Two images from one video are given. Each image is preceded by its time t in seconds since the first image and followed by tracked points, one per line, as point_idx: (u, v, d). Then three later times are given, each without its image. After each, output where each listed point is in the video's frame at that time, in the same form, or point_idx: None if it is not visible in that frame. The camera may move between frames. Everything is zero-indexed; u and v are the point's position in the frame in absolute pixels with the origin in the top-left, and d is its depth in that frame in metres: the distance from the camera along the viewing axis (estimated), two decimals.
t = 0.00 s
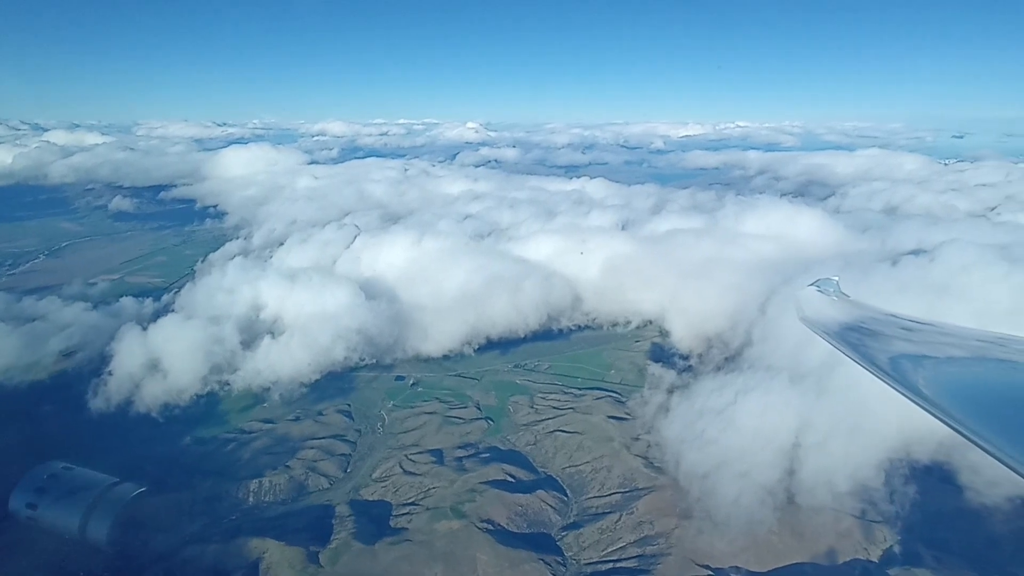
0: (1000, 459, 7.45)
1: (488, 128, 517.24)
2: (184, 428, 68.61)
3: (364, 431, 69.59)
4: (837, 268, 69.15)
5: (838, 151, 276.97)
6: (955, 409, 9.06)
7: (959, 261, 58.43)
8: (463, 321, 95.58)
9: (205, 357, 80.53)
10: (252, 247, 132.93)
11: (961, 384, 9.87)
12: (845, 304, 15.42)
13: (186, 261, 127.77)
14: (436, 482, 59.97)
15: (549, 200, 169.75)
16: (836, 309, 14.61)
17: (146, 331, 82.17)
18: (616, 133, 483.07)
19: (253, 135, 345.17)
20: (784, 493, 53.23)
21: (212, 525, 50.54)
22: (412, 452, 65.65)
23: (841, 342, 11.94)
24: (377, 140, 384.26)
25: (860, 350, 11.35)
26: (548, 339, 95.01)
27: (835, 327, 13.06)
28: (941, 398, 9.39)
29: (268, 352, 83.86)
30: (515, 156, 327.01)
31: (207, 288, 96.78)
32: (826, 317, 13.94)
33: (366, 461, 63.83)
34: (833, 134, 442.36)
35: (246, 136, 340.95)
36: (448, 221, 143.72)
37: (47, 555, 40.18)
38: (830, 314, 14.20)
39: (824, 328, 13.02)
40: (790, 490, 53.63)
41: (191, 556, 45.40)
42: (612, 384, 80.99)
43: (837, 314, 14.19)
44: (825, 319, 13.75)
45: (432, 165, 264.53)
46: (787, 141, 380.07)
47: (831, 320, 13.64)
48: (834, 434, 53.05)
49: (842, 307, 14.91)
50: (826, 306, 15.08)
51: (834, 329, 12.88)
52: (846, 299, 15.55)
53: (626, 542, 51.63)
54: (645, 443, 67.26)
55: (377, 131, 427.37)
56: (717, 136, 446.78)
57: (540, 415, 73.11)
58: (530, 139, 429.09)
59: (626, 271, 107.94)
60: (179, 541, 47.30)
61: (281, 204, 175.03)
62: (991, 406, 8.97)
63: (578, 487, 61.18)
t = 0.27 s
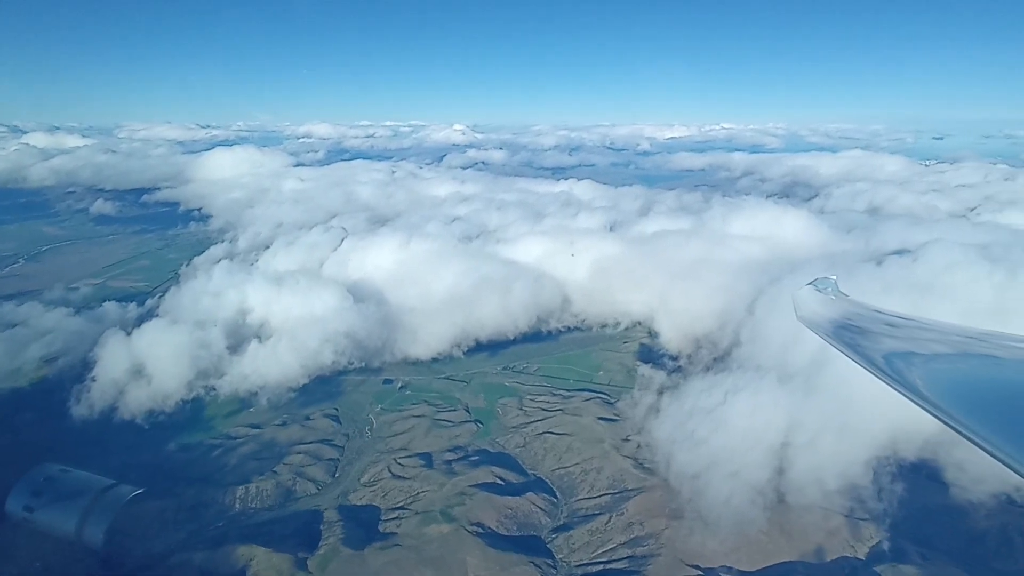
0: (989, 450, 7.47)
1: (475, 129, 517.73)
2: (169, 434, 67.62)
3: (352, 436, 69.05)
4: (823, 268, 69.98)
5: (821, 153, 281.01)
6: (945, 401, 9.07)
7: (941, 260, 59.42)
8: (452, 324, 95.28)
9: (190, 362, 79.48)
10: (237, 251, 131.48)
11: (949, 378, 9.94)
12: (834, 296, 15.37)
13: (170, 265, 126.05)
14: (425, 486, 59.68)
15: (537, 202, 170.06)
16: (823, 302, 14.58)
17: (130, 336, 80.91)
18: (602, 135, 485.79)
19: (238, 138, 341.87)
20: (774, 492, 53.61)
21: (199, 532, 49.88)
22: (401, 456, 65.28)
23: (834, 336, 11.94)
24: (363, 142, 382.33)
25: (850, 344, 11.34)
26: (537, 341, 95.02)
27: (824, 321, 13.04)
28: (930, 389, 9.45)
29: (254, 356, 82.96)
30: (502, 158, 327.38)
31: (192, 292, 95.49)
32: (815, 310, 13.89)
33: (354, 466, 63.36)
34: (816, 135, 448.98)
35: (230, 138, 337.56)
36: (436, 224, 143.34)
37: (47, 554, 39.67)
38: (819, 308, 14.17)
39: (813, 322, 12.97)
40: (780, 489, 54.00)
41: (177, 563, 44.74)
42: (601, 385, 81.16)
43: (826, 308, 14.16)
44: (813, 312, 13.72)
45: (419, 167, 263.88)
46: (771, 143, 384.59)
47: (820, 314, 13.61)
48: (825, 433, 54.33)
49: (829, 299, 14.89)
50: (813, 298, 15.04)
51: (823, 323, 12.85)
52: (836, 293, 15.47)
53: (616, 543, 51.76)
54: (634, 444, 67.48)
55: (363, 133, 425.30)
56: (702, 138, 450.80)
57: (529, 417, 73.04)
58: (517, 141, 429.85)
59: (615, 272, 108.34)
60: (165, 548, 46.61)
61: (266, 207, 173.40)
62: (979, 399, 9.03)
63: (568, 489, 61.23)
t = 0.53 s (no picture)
0: (987, 449, 7.46)
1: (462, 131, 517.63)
2: (153, 441, 66.66)
3: (340, 440, 68.51)
4: (810, 269, 70.71)
5: (805, 154, 284.60)
6: (939, 399, 9.08)
7: (925, 260, 60.30)
8: (441, 327, 94.91)
9: (175, 368, 78.45)
10: (223, 255, 129.94)
11: (939, 376, 9.99)
12: (820, 291, 15.44)
13: (154, 270, 124.37)
14: (414, 491, 59.39)
15: (525, 204, 170.12)
16: (811, 298, 14.60)
17: (113, 341, 79.62)
18: (590, 137, 487.94)
19: (222, 141, 338.40)
20: (765, 492, 53.98)
21: (184, 539, 49.21)
22: (389, 460, 64.92)
23: (824, 333, 11.94)
24: (349, 145, 379.99)
25: (841, 341, 11.34)
26: (527, 343, 94.99)
27: (813, 317, 13.04)
28: (923, 388, 9.46)
29: (241, 361, 82.05)
30: (489, 160, 327.50)
31: (177, 297, 94.19)
32: (803, 306, 13.90)
33: (343, 471, 62.89)
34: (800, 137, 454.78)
35: (215, 141, 334.03)
36: (424, 227, 142.87)
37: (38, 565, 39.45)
38: (807, 303, 14.18)
39: (803, 318, 12.95)
40: (771, 489, 54.42)
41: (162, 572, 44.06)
42: (589, 387, 81.35)
43: (814, 303, 14.18)
44: (802, 307, 13.70)
45: (407, 170, 262.98)
46: (755, 145, 388.89)
47: (808, 309, 13.60)
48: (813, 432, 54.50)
49: (815, 295, 14.93)
50: (800, 293, 15.06)
51: (813, 318, 12.83)
52: (821, 289, 15.56)
53: (607, 545, 51.92)
54: (624, 445, 67.73)
55: (349, 135, 422.98)
56: (687, 140, 454.62)
57: (518, 419, 72.99)
58: (504, 144, 430.25)
59: (604, 274, 108.66)
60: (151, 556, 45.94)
61: (252, 210, 171.70)
62: (970, 397, 9.08)
63: (558, 491, 61.30)
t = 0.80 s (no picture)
0: (977, 442, 7.55)
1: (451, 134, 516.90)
2: (140, 449, 65.76)
3: (329, 446, 68.00)
4: (798, 269, 71.30)
5: (791, 156, 287.67)
6: (931, 394, 9.18)
7: (911, 260, 61.03)
8: (432, 330, 94.60)
9: (162, 375, 77.44)
10: (209, 260, 128.59)
11: (931, 372, 10.10)
12: (812, 289, 15.61)
13: (139, 275, 122.71)
14: (405, 496, 59.11)
15: (514, 207, 170.28)
16: (810, 300, 14.49)
17: (98, 349, 78.42)
18: (578, 139, 489.82)
19: (208, 144, 335.02)
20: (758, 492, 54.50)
21: (172, 548, 48.45)
22: (380, 465, 64.56)
23: (816, 331, 12.06)
24: (336, 148, 377.92)
25: (833, 338, 11.45)
26: (518, 346, 94.99)
27: (807, 315, 13.17)
28: (914, 383, 9.56)
29: (229, 367, 81.19)
30: (477, 163, 327.46)
31: (164, 303, 92.95)
32: (800, 305, 13.91)
33: (333, 477, 62.38)
34: (785, 139, 459.80)
35: (200, 144, 330.59)
36: (413, 230, 142.40)
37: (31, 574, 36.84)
38: (801, 302, 14.31)
39: (802, 319, 12.85)
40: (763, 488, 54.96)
41: None
42: (580, 389, 81.52)
43: (807, 302, 14.32)
44: (802, 309, 13.59)
45: (395, 173, 261.78)
46: (741, 146, 392.64)
47: (804, 309, 13.62)
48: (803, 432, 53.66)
49: (815, 297, 14.81)
50: (797, 294, 15.08)
51: (813, 320, 12.73)
52: (820, 290, 15.45)
53: (599, 547, 51.99)
54: (615, 447, 67.93)
55: (336, 138, 420.82)
56: (674, 142, 457.78)
57: (508, 422, 72.91)
58: (492, 147, 430.85)
59: (594, 276, 109.02)
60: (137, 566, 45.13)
61: (239, 215, 169.99)
62: (960, 392, 9.19)
63: (549, 494, 61.34)
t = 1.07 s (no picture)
0: (968, 437, 7.70)
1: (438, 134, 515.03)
2: (126, 454, 64.88)
3: (318, 448, 67.50)
4: (786, 269, 71.82)
5: (777, 156, 290.35)
6: (926, 394, 9.29)
7: (897, 259, 61.68)
8: (422, 331, 94.25)
9: (148, 378, 76.47)
10: (196, 261, 127.23)
11: (920, 370, 10.28)
12: (810, 292, 15.51)
13: (124, 277, 121.15)
14: (395, 498, 58.85)
15: (503, 207, 170.28)
16: (809, 302, 14.42)
17: (83, 353, 77.29)
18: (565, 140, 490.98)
19: (192, 145, 331.10)
20: (748, 491, 55.06)
21: (157, 553, 47.77)
22: (369, 468, 64.22)
23: (812, 329, 12.14)
24: (324, 149, 375.57)
25: (827, 337, 11.55)
26: (508, 346, 94.94)
27: (806, 317, 13.04)
28: (907, 381, 9.71)
29: (216, 370, 80.34)
30: (466, 163, 327.18)
31: (150, 306, 91.61)
32: (799, 307, 13.82)
33: (321, 480, 61.89)
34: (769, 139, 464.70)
35: (185, 145, 326.73)
36: (403, 230, 141.88)
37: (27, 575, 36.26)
38: (800, 304, 14.19)
39: (802, 320, 12.76)
40: (753, 487, 55.49)
41: None
42: (569, 389, 81.68)
43: (805, 304, 14.21)
44: (801, 310, 13.50)
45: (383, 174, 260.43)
46: (728, 147, 395.97)
47: (804, 310, 13.53)
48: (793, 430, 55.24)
49: (813, 299, 14.74)
50: (795, 296, 15.00)
51: (812, 321, 12.66)
52: (819, 293, 15.38)
53: (590, 547, 52.11)
54: (605, 447, 68.12)
55: (323, 139, 418.38)
56: (661, 142, 460.58)
57: (498, 423, 72.84)
58: (480, 147, 430.63)
59: (584, 276, 109.27)
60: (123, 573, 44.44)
61: (225, 216, 168.07)
62: (954, 392, 9.32)
63: (540, 495, 61.37)
